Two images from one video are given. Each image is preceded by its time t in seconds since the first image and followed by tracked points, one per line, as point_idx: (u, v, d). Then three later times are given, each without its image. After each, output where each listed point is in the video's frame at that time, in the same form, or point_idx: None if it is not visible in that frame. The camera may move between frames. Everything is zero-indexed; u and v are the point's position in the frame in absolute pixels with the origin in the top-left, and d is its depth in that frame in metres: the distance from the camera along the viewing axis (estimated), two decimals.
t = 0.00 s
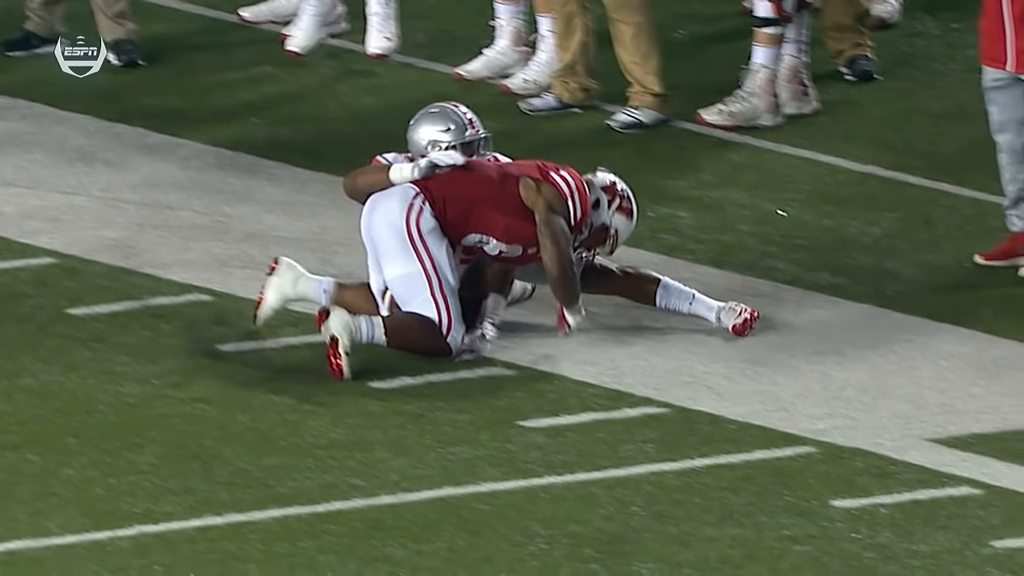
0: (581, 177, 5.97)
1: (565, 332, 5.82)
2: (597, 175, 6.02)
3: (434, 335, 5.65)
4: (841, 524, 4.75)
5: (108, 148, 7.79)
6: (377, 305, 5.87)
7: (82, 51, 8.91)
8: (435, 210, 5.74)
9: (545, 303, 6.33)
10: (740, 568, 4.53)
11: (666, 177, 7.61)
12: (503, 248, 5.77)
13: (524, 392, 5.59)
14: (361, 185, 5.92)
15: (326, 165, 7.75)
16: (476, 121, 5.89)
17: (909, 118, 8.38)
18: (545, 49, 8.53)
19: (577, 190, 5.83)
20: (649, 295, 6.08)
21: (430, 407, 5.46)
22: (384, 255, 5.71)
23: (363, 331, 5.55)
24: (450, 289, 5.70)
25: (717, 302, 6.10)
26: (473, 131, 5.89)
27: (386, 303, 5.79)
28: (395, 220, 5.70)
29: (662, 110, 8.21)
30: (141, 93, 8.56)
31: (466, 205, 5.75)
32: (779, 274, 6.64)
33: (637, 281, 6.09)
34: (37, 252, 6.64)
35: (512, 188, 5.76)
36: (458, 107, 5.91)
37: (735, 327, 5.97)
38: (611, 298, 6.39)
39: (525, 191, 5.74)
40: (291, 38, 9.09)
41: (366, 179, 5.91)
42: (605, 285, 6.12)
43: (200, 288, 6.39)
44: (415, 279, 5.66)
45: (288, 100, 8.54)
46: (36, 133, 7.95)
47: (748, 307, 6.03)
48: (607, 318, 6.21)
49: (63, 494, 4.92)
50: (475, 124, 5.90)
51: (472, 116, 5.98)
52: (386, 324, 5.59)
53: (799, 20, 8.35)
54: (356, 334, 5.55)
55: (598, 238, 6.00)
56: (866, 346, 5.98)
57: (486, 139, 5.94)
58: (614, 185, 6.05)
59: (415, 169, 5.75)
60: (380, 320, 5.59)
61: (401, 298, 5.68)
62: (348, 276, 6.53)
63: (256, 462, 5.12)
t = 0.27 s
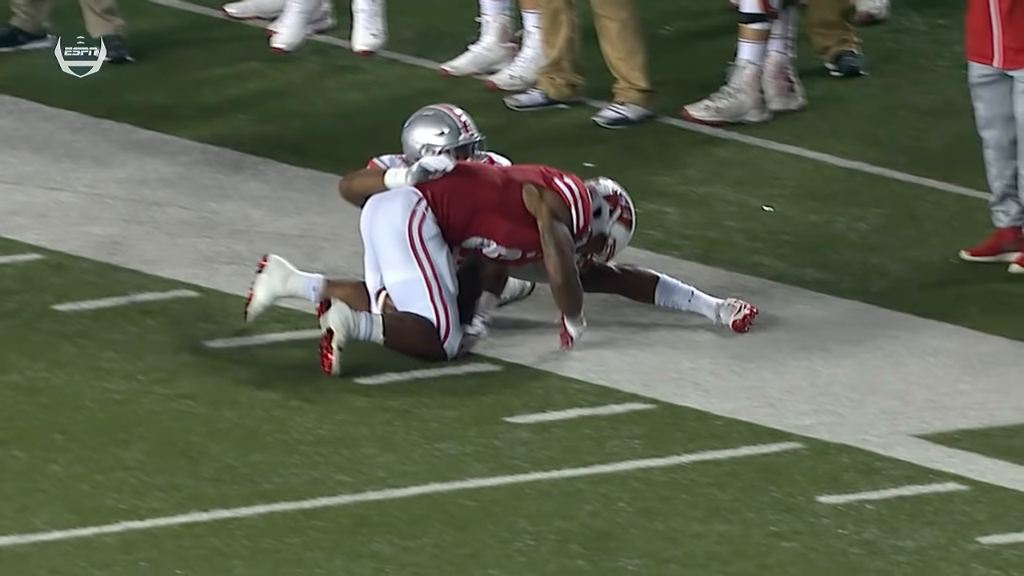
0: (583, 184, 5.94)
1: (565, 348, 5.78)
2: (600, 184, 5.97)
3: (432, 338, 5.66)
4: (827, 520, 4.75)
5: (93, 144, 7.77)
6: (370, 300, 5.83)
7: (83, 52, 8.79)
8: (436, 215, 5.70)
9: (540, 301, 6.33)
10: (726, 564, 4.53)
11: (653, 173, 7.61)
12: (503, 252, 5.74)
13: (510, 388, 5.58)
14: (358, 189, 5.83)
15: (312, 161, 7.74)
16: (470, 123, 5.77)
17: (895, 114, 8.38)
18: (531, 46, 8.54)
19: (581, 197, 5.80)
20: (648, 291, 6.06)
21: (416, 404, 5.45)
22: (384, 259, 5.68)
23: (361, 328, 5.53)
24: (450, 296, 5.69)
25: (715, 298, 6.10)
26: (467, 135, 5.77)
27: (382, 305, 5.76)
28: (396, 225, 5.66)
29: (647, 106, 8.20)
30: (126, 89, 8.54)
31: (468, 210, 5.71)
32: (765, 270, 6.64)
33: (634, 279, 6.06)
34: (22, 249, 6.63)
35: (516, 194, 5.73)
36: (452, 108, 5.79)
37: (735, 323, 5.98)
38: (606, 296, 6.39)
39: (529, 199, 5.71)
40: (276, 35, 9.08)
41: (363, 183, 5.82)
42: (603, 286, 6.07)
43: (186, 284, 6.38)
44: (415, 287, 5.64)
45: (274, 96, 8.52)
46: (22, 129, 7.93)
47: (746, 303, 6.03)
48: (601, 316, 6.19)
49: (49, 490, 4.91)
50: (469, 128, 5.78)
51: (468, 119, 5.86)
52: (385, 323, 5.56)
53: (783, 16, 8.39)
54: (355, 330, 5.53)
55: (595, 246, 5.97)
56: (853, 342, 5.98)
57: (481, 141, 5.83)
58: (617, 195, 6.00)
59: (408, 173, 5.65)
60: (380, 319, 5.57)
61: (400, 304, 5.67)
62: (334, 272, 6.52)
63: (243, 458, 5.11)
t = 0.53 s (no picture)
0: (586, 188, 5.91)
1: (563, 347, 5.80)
2: (602, 190, 5.93)
3: (430, 340, 5.64)
4: (818, 518, 4.75)
5: (84, 142, 7.75)
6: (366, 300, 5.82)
7: (83, 52, 8.73)
8: (438, 218, 5.67)
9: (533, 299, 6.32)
10: (717, 561, 4.53)
11: (644, 170, 7.60)
12: (502, 255, 5.73)
13: (501, 386, 5.58)
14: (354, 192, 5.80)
15: (303, 158, 7.73)
16: (467, 127, 5.78)
17: (886, 111, 8.38)
18: (522, 43, 8.53)
19: (583, 202, 5.76)
20: (648, 291, 6.05)
21: (407, 401, 5.45)
22: (384, 261, 5.65)
23: (358, 327, 5.51)
24: (449, 300, 5.66)
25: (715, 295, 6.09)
26: (463, 139, 5.78)
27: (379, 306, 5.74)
28: (396, 228, 5.63)
29: (638, 104, 8.19)
30: (117, 86, 8.53)
31: (470, 213, 5.68)
32: (756, 267, 6.64)
33: (634, 279, 6.05)
34: (13, 246, 6.61)
35: (518, 198, 5.70)
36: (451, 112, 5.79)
37: (735, 321, 5.98)
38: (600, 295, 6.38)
39: (532, 203, 5.68)
40: (267, 33, 9.05)
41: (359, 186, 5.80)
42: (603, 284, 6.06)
43: (177, 282, 6.37)
44: (414, 292, 5.62)
45: (265, 93, 8.51)
46: (13, 126, 7.91)
47: (746, 300, 6.03)
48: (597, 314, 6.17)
49: (39, 488, 4.90)
50: (466, 131, 5.79)
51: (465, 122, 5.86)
52: (382, 323, 5.55)
53: (776, 14, 8.35)
54: (353, 328, 5.51)
55: (594, 250, 5.93)
56: (843, 340, 5.98)
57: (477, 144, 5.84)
58: (618, 202, 5.96)
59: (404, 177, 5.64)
60: (378, 319, 5.55)
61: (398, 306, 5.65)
62: (324, 270, 6.51)
63: (233, 456, 5.10)
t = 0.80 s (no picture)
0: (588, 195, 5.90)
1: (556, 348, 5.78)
2: (603, 197, 5.92)
3: (427, 343, 5.63)
4: (805, 513, 4.75)
5: (70, 138, 7.74)
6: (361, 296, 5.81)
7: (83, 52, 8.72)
8: (439, 222, 5.68)
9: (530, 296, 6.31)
10: (703, 557, 4.53)
11: (630, 166, 7.60)
12: (501, 259, 5.74)
13: (488, 382, 5.57)
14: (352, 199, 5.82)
15: (289, 154, 7.72)
16: (462, 132, 5.82)
17: (872, 107, 8.39)
18: (508, 39, 8.53)
19: (586, 212, 5.77)
20: (647, 289, 6.06)
21: (394, 397, 5.44)
22: (384, 265, 5.66)
23: (353, 323, 5.49)
24: (447, 304, 5.66)
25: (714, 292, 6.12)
26: (457, 143, 5.81)
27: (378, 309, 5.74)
28: (396, 232, 5.64)
29: (624, 99, 8.19)
30: (103, 82, 8.51)
31: (472, 217, 5.69)
32: (743, 263, 6.64)
33: (633, 277, 6.06)
34: None
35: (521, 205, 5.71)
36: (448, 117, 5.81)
37: (736, 319, 6.00)
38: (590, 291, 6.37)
39: (535, 211, 5.69)
40: (252, 30, 9.03)
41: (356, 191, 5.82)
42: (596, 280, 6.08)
43: (163, 278, 6.35)
44: (413, 295, 5.61)
45: (251, 89, 8.50)
46: None
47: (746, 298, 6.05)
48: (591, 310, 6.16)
49: (25, 484, 4.89)
50: (460, 135, 5.83)
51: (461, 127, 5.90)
52: (378, 321, 5.53)
53: (762, 9, 8.36)
54: (347, 324, 5.50)
55: (591, 257, 5.94)
56: (830, 336, 5.98)
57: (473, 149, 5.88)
58: (619, 210, 5.95)
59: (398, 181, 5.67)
60: (374, 316, 5.53)
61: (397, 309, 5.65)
62: (310, 266, 6.51)
63: (220, 452, 5.09)
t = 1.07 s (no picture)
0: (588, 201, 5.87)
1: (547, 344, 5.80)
2: (606, 207, 5.89)
3: (419, 342, 5.64)
4: (791, 510, 4.75)
5: (56, 134, 7.72)
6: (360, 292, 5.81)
7: (82, 51, 8.67)
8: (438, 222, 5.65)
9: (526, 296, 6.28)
10: (690, 553, 4.53)
11: (617, 162, 7.60)
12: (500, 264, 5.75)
13: (474, 378, 5.57)
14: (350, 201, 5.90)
15: (275, 150, 7.70)
16: (457, 138, 5.85)
17: (859, 104, 8.39)
18: (494, 35, 8.53)
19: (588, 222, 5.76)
20: (645, 286, 6.04)
21: (380, 394, 5.43)
22: (381, 261, 5.65)
23: (346, 320, 5.48)
24: (443, 303, 5.66)
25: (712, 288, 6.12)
26: (452, 149, 5.85)
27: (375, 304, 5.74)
28: (395, 231, 5.61)
29: (610, 95, 8.18)
30: (89, 78, 8.49)
31: (474, 221, 5.68)
32: (729, 259, 6.64)
33: (631, 274, 6.04)
34: None
35: (523, 212, 5.69)
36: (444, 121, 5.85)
37: (736, 315, 6.01)
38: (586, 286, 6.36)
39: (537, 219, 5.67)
40: (239, 27, 9.00)
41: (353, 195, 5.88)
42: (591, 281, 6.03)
43: (149, 274, 6.34)
44: (409, 294, 5.62)
45: (237, 85, 8.49)
46: None
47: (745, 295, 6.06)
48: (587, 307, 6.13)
49: (11, 481, 4.87)
50: (456, 141, 5.87)
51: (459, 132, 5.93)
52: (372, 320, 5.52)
53: (749, 5, 8.37)
54: (341, 321, 5.49)
55: (588, 265, 5.88)
56: (816, 332, 5.98)
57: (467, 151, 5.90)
58: (621, 220, 5.91)
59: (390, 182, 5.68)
60: (368, 314, 5.52)
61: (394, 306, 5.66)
62: (296, 263, 6.49)
63: (206, 448, 5.08)
